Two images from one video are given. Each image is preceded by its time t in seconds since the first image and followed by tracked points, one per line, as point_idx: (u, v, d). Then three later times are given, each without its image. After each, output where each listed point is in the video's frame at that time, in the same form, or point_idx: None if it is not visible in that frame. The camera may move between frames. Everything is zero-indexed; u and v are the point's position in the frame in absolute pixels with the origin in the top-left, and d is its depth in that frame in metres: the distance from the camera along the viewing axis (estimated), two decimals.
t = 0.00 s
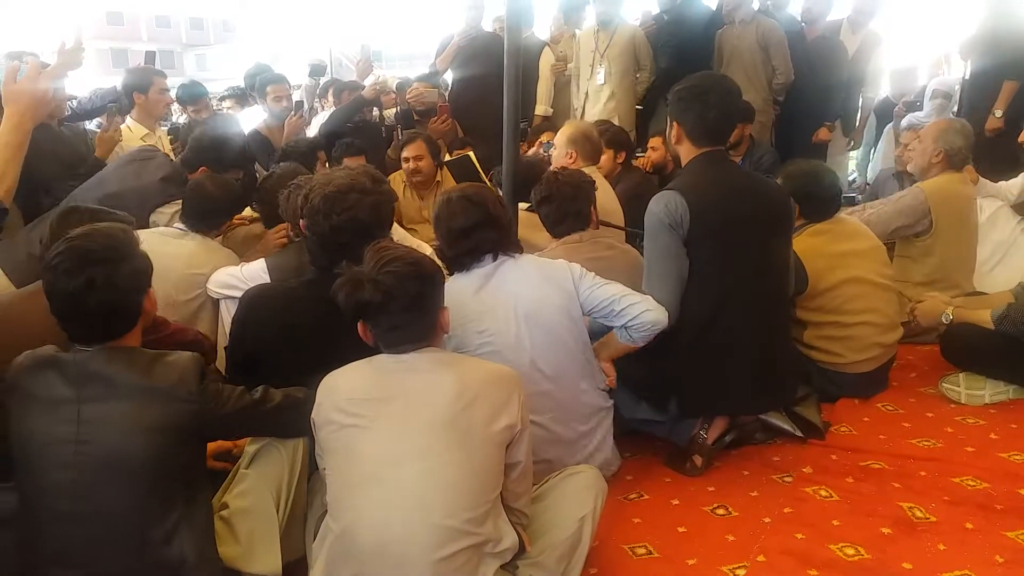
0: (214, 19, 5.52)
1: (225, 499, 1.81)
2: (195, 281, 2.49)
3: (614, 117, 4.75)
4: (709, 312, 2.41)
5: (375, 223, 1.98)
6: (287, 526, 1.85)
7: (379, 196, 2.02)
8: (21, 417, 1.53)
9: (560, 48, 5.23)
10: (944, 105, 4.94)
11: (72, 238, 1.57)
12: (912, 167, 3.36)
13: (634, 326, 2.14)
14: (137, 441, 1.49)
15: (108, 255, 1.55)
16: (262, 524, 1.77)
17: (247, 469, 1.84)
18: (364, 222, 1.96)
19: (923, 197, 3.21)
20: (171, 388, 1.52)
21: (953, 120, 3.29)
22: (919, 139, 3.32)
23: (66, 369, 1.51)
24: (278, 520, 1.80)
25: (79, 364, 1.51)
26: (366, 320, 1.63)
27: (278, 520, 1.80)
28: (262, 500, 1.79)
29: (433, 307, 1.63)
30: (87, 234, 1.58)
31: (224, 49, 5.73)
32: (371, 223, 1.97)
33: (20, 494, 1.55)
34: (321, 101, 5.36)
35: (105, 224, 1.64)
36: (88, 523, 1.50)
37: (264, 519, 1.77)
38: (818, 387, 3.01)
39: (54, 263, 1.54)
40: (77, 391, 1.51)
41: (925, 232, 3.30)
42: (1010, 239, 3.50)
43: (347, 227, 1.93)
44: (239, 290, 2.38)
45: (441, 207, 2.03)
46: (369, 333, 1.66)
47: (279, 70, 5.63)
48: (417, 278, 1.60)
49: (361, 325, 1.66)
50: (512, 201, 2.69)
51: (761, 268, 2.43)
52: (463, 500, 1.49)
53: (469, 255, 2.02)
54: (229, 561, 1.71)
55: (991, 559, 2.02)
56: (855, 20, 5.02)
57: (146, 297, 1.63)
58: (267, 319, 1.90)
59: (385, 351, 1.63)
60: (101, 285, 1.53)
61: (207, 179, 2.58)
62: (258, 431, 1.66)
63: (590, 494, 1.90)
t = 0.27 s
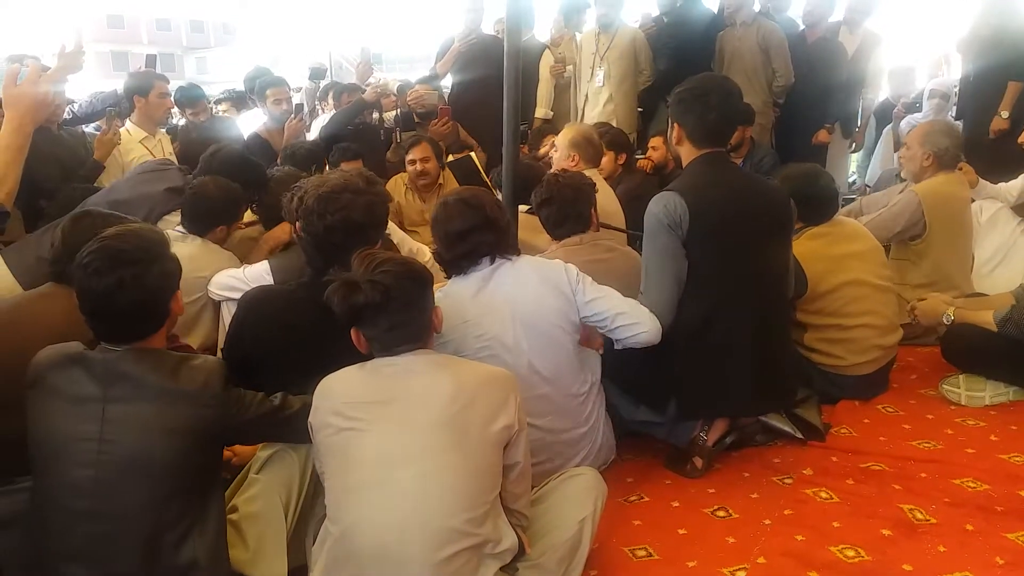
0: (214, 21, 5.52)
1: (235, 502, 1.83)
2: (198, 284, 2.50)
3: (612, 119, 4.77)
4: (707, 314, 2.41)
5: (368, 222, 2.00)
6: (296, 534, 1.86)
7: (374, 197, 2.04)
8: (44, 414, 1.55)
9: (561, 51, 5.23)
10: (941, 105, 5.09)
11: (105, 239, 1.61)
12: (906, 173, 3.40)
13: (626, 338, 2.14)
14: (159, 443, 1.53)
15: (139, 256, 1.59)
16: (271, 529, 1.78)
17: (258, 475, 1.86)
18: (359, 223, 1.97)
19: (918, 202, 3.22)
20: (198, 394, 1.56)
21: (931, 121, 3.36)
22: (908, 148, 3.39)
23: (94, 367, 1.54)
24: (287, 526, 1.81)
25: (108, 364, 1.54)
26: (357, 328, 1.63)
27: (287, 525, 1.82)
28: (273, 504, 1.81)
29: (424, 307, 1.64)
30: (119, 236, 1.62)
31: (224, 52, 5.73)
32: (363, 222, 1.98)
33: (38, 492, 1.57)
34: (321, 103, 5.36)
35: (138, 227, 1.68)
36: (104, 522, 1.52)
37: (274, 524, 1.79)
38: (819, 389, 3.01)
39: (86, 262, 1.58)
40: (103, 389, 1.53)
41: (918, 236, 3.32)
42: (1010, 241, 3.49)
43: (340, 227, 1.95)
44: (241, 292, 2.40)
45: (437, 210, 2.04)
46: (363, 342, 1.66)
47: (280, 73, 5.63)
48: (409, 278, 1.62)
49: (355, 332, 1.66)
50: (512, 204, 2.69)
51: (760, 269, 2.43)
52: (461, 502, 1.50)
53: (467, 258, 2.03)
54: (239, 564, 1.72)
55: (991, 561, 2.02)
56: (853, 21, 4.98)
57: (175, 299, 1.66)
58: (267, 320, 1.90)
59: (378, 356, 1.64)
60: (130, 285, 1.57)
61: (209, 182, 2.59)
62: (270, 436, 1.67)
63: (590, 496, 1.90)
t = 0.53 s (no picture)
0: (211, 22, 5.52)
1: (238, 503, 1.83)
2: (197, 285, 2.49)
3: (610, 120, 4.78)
4: (704, 314, 2.42)
5: (357, 219, 1.99)
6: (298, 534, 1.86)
7: (363, 193, 2.04)
8: (52, 410, 1.55)
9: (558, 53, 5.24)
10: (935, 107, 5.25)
11: (119, 237, 1.62)
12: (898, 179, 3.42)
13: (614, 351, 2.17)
14: (163, 442, 1.52)
15: (152, 255, 1.59)
16: (272, 531, 1.79)
17: (262, 476, 1.85)
18: (347, 219, 1.97)
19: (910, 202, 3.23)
20: (206, 392, 1.56)
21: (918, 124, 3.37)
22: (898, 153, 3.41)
23: (105, 364, 1.55)
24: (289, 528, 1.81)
25: (118, 361, 1.54)
26: (347, 335, 1.63)
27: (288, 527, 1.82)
28: (274, 506, 1.81)
29: (411, 304, 1.64)
30: (134, 236, 1.62)
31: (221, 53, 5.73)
32: (351, 218, 1.97)
33: (44, 489, 1.56)
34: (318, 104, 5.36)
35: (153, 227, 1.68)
36: (112, 520, 1.51)
37: (275, 526, 1.79)
38: (816, 390, 3.01)
39: (98, 260, 1.58)
40: (114, 386, 1.53)
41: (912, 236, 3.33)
42: (1005, 242, 3.50)
43: (330, 221, 1.94)
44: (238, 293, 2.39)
45: (433, 209, 2.04)
46: (352, 349, 1.65)
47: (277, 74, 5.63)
48: (394, 278, 1.62)
49: (343, 338, 1.65)
50: (509, 206, 2.69)
51: (756, 270, 2.43)
52: (457, 502, 1.49)
53: (461, 258, 2.01)
54: (240, 565, 1.74)
55: (988, 561, 2.02)
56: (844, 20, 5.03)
57: (186, 299, 1.66)
58: (269, 322, 1.93)
59: (366, 359, 1.64)
60: (141, 285, 1.57)
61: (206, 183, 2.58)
62: (273, 439, 1.67)
63: (588, 496, 1.90)
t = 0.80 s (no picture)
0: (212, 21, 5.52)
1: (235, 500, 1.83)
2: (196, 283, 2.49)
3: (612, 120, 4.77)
4: (703, 314, 2.42)
5: (353, 214, 1.99)
6: (295, 534, 1.86)
7: (358, 189, 2.05)
8: (48, 408, 1.56)
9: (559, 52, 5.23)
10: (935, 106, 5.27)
11: (110, 234, 1.63)
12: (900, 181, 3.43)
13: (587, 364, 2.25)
14: (159, 440, 1.53)
15: (142, 251, 1.60)
16: (270, 528, 1.79)
17: (260, 474, 1.86)
18: (343, 214, 1.98)
19: (912, 201, 3.24)
20: (201, 390, 1.56)
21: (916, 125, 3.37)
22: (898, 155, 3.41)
23: (99, 361, 1.55)
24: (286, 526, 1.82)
25: (111, 357, 1.55)
26: (342, 333, 1.63)
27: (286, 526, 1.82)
28: (272, 505, 1.81)
29: (404, 305, 1.64)
30: (124, 232, 1.63)
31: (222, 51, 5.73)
32: (348, 213, 1.98)
33: (41, 486, 1.56)
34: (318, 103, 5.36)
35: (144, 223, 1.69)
36: (107, 517, 1.51)
37: (273, 525, 1.79)
38: (816, 390, 3.01)
39: (89, 257, 1.59)
40: (108, 383, 1.54)
41: (913, 235, 3.34)
42: (1007, 241, 3.51)
43: (326, 217, 1.95)
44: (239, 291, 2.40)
45: (434, 207, 2.04)
46: (346, 347, 1.65)
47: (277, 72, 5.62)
48: (386, 277, 1.62)
49: (339, 338, 1.65)
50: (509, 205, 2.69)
51: (755, 270, 2.43)
52: (456, 500, 1.50)
53: (462, 257, 2.01)
54: (238, 563, 1.74)
55: (988, 560, 2.03)
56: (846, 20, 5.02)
57: (178, 294, 1.67)
58: (273, 321, 1.95)
59: (362, 359, 1.64)
60: (132, 280, 1.58)
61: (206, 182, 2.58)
62: (268, 436, 1.67)
63: (586, 495, 1.90)
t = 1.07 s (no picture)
0: (212, 21, 5.53)
1: (231, 500, 1.84)
2: (194, 283, 2.50)
3: (613, 120, 4.78)
4: (704, 314, 2.42)
5: (344, 211, 1.99)
6: (294, 532, 1.85)
7: (352, 188, 2.05)
8: (38, 409, 1.56)
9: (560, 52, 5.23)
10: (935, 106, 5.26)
11: (88, 233, 1.63)
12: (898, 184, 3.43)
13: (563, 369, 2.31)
14: (151, 441, 1.53)
15: (119, 249, 1.60)
16: (266, 527, 1.79)
17: (256, 474, 1.85)
18: (334, 212, 1.98)
19: (910, 204, 3.24)
20: (189, 388, 1.55)
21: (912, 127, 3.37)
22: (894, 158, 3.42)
23: (85, 363, 1.55)
24: (283, 524, 1.81)
25: (97, 357, 1.54)
26: (344, 333, 1.63)
27: (283, 525, 1.82)
28: (268, 504, 1.81)
29: (406, 305, 1.64)
30: (101, 231, 1.63)
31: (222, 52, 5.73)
32: (338, 211, 1.98)
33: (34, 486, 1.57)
34: (319, 103, 5.35)
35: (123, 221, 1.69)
36: (99, 517, 1.52)
37: (269, 524, 1.79)
38: (816, 389, 3.02)
39: (69, 256, 1.59)
40: (95, 385, 1.54)
41: (910, 237, 3.34)
42: (1008, 240, 3.50)
43: (319, 217, 1.96)
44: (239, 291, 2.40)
45: (439, 206, 2.03)
46: (349, 347, 1.65)
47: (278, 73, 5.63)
48: (389, 278, 1.62)
49: (340, 338, 1.65)
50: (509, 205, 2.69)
51: (756, 270, 2.43)
52: (456, 501, 1.50)
53: (469, 258, 2.03)
54: (234, 563, 1.75)
55: (989, 561, 2.03)
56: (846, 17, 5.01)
57: (161, 292, 1.66)
58: (272, 322, 1.95)
59: (364, 359, 1.64)
60: (109, 278, 1.57)
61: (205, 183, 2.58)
62: (261, 434, 1.67)
63: (586, 495, 1.90)
